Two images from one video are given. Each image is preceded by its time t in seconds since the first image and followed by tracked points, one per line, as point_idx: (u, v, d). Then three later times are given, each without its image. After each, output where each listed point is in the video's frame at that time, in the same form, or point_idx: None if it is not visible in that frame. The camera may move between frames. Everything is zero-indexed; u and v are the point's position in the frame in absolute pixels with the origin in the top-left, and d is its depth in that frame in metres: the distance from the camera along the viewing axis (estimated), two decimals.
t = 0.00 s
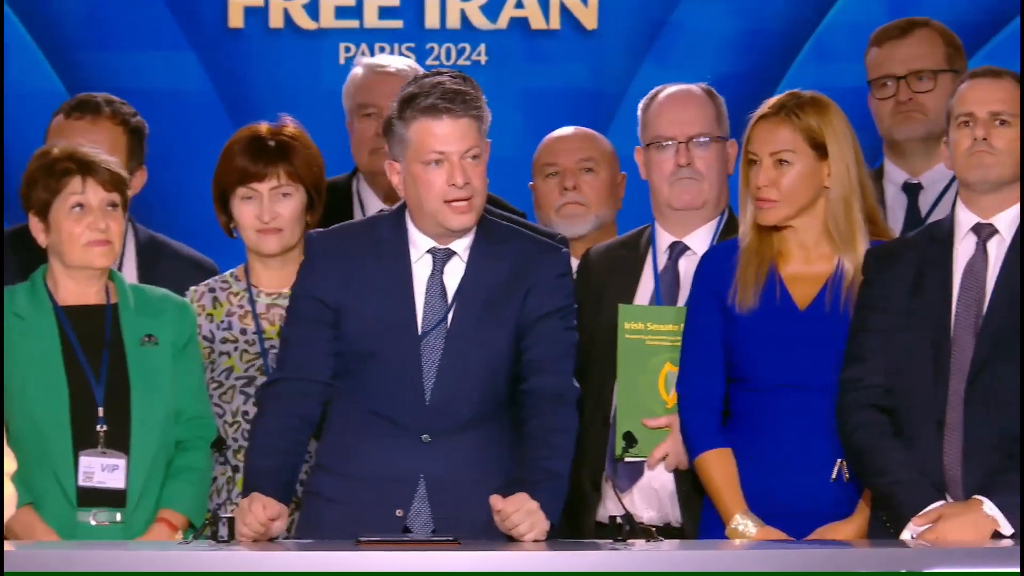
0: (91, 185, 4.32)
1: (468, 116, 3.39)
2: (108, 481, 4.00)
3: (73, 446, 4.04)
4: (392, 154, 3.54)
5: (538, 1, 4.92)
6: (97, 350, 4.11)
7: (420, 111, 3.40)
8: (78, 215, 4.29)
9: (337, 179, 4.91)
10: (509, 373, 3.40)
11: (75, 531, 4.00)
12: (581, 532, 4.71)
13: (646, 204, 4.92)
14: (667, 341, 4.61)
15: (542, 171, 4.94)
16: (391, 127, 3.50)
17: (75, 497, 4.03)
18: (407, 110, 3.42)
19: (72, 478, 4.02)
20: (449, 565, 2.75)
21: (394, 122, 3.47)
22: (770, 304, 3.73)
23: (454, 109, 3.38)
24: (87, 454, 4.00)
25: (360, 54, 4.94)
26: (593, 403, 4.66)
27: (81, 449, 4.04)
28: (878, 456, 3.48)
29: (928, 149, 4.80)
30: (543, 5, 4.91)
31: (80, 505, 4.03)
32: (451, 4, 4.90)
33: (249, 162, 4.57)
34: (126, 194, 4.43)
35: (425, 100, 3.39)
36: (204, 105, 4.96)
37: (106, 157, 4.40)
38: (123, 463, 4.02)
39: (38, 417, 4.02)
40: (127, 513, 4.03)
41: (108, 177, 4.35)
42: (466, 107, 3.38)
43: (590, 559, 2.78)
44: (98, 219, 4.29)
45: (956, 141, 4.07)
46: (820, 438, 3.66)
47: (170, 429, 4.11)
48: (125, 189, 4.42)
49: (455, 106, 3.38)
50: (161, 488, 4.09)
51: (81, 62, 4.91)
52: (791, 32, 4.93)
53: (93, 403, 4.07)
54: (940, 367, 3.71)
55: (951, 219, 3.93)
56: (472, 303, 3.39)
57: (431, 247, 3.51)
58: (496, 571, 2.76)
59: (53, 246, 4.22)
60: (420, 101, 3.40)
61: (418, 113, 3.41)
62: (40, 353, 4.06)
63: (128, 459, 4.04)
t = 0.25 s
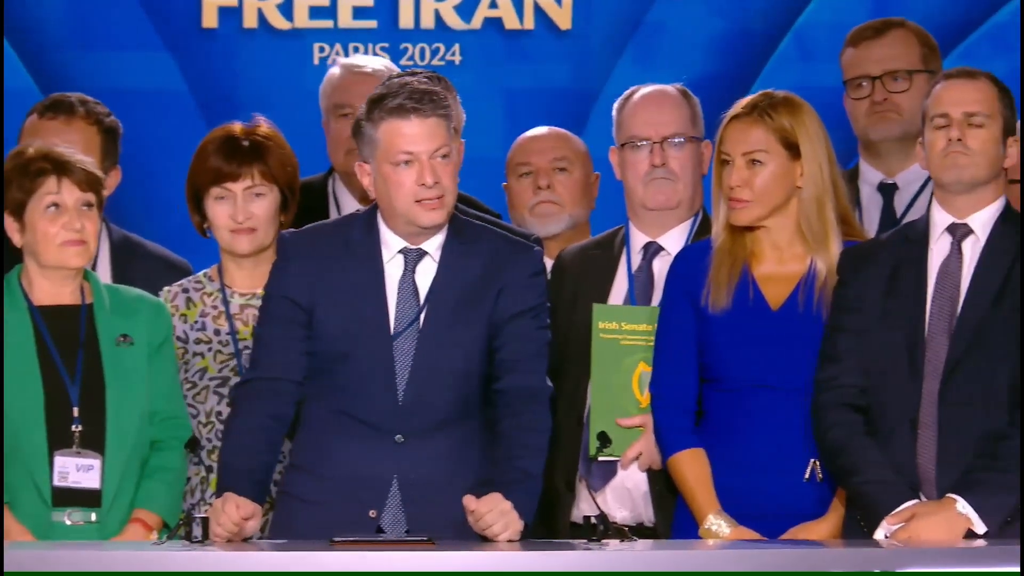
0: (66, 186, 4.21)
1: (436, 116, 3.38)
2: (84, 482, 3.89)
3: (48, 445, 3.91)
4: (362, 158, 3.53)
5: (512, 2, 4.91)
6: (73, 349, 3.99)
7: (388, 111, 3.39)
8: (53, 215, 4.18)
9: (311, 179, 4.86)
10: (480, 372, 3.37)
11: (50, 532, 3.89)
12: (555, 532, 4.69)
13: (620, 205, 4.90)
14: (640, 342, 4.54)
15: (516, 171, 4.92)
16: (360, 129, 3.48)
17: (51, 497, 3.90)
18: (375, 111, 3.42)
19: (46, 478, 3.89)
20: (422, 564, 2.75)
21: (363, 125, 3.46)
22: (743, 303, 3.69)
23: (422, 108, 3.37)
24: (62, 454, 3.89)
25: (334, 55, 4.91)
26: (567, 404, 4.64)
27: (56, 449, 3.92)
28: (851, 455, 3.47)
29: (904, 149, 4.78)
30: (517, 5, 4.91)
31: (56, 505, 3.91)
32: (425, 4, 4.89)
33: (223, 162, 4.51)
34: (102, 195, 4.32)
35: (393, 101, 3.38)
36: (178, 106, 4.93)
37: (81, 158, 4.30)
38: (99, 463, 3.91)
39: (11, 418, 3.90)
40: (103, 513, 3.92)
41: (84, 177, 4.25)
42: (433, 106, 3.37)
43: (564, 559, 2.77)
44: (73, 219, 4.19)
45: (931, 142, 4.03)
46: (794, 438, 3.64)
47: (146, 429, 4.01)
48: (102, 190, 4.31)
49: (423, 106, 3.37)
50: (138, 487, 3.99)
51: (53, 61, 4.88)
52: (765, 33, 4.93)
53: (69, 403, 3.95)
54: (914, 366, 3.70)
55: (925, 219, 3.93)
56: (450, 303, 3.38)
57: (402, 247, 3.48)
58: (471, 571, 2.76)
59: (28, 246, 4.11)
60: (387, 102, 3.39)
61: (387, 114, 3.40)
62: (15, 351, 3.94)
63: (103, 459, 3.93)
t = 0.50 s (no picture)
0: (42, 187, 4.13)
1: (409, 117, 3.37)
2: (58, 482, 3.80)
3: (22, 446, 3.84)
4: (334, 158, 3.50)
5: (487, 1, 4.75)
6: (48, 350, 3.90)
7: (361, 112, 3.37)
8: (28, 216, 4.11)
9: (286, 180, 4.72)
10: (454, 372, 3.35)
11: (23, 533, 3.80)
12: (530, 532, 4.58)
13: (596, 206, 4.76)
14: (617, 341, 4.48)
15: (490, 171, 4.76)
16: (332, 130, 3.46)
17: (24, 496, 3.82)
18: (348, 111, 3.39)
19: (20, 479, 3.81)
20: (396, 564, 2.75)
21: (335, 125, 3.44)
22: (717, 304, 3.66)
23: (394, 109, 3.36)
24: (35, 454, 3.80)
25: (309, 55, 4.76)
26: (541, 406, 4.54)
27: (30, 450, 3.85)
28: (825, 454, 3.48)
29: (877, 149, 4.67)
30: (492, 5, 4.75)
31: (29, 504, 3.83)
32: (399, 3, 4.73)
33: (197, 162, 4.43)
34: (77, 195, 4.24)
35: (365, 102, 3.36)
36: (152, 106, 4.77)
37: (57, 158, 4.21)
38: (73, 463, 3.81)
39: None
40: (77, 513, 3.84)
41: (59, 178, 4.17)
42: (406, 107, 3.36)
43: (538, 560, 2.76)
44: (48, 220, 4.11)
45: (907, 143, 3.91)
46: (770, 439, 3.62)
47: (122, 429, 3.91)
48: (77, 190, 4.24)
49: (396, 106, 3.36)
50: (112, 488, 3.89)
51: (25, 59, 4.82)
52: (746, 33, 4.78)
53: (43, 404, 3.87)
54: (890, 365, 3.68)
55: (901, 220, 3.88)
56: (426, 302, 3.36)
57: (375, 247, 3.45)
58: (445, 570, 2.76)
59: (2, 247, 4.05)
60: (360, 102, 3.37)
61: (359, 115, 3.38)
62: None
63: (78, 458, 3.83)
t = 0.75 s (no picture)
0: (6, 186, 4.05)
1: (378, 117, 3.35)
2: (25, 481, 3.70)
3: None
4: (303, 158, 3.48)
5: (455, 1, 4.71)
6: (14, 351, 3.81)
7: (329, 112, 3.35)
8: None
9: (254, 179, 4.67)
10: (423, 372, 3.33)
11: None
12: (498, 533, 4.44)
13: (564, 205, 4.71)
14: (586, 341, 4.28)
15: (457, 171, 4.71)
16: (301, 130, 3.44)
17: None
18: (317, 111, 3.37)
19: None
20: (364, 565, 2.72)
21: (304, 125, 3.42)
22: (685, 304, 3.63)
23: (363, 109, 3.34)
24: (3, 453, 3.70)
25: (277, 55, 4.71)
26: (508, 406, 4.42)
27: None
28: (795, 453, 3.46)
29: (845, 151, 4.65)
30: (460, 5, 4.71)
31: None
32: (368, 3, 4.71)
33: (164, 163, 4.36)
34: (44, 196, 4.16)
35: (334, 102, 3.35)
36: (118, 103, 4.70)
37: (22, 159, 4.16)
38: (41, 462, 3.70)
39: None
40: (44, 513, 3.74)
41: (24, 178, 4.09)
42: (375, 107, 3.35)
43: (506, 559, 2.74)
44: (14, 220, 4.04)
45: (876, 144, 3.93)
46: (740, 439, 3.58)
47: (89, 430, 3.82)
48: (43, 191, 4.15)
49: (365, 107, 3.34)
50: (80, 487, 3.81)
51: None
52: (716, 32, 4.75)
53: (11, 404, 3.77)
54: (858, 363, 3.68)
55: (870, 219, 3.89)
56: (396, 302, 3.34)
57: (344, 247, 3.44)
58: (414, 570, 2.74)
59: None
60: (329, 103, 3.35)
61: (328, 115, 3.36)
62: None
63: (46, 457, 3.73)
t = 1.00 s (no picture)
0: None
1: (350, 128, 3.34)
2: None
3: None
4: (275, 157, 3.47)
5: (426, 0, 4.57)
6: None
7: (301, 119, 3.34)
8: None
9: (224, 179, 4.53)
10: (395, 372, 3.32)
11: None
12: (469, 531, 4.40)
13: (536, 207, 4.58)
14: (559, 340, 4.23)
15: (427, 171, 4.57)
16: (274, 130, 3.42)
17: None
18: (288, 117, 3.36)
19: None
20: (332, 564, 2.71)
21: (276, 126, 3.40)
22: (657, 304, 3.60)
23: (335, 119, 3.33)
24: None
25: (248, 56, 4.57)
26: (480, 405, 4.37)
27: None
28: (767, 452, 3.45)
29: (818, 152, 4.52)
30: (431, 5, 4.56)
31: None
32: (338, 3, 4.56)
33: (134, 163, 4.28)
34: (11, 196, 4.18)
35: (306, 109, 3.33)
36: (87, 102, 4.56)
37: None
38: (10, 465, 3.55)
39: None
40: (13, 513, 3.73)
41: None
42: (347, 119, 3.33)
43: (475, 559, 2.73)
44: None
45: (845, 145, 3.84)
46: (711, 438, 3.56)
47: (57, 431, 3.76)
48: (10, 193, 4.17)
49: (336, 117, 3.33)
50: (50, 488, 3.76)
51: None
52: (696, 33, 4.60)
53: None
54: (829, 366, 3.63)
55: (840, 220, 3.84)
56: (369, 303, 3.33)
57: (315, 248, 3.42)
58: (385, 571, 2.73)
59: None
60: (301, 110, 3.34)
61: (300, 122, 3.35)
62: None
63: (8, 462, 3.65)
